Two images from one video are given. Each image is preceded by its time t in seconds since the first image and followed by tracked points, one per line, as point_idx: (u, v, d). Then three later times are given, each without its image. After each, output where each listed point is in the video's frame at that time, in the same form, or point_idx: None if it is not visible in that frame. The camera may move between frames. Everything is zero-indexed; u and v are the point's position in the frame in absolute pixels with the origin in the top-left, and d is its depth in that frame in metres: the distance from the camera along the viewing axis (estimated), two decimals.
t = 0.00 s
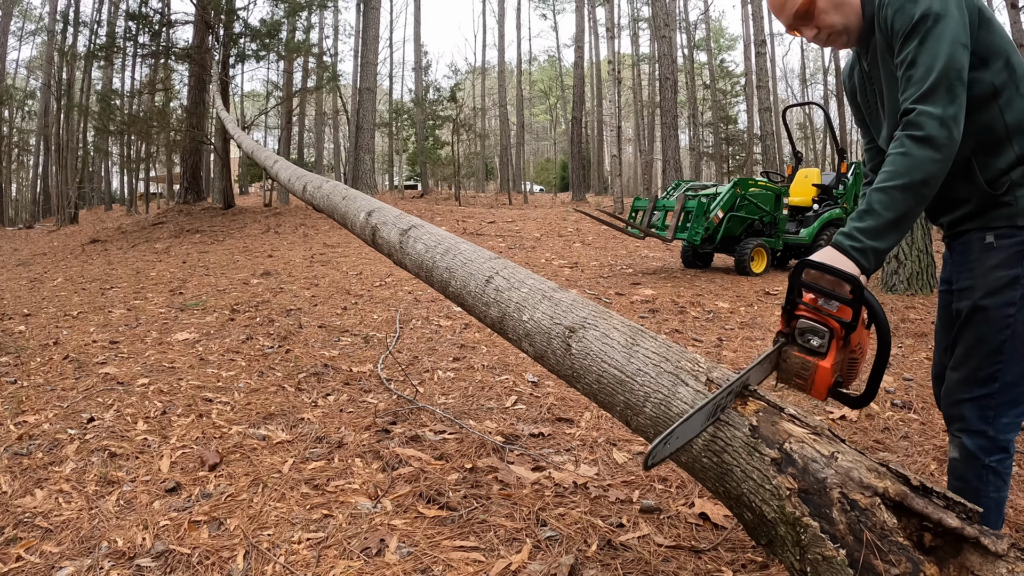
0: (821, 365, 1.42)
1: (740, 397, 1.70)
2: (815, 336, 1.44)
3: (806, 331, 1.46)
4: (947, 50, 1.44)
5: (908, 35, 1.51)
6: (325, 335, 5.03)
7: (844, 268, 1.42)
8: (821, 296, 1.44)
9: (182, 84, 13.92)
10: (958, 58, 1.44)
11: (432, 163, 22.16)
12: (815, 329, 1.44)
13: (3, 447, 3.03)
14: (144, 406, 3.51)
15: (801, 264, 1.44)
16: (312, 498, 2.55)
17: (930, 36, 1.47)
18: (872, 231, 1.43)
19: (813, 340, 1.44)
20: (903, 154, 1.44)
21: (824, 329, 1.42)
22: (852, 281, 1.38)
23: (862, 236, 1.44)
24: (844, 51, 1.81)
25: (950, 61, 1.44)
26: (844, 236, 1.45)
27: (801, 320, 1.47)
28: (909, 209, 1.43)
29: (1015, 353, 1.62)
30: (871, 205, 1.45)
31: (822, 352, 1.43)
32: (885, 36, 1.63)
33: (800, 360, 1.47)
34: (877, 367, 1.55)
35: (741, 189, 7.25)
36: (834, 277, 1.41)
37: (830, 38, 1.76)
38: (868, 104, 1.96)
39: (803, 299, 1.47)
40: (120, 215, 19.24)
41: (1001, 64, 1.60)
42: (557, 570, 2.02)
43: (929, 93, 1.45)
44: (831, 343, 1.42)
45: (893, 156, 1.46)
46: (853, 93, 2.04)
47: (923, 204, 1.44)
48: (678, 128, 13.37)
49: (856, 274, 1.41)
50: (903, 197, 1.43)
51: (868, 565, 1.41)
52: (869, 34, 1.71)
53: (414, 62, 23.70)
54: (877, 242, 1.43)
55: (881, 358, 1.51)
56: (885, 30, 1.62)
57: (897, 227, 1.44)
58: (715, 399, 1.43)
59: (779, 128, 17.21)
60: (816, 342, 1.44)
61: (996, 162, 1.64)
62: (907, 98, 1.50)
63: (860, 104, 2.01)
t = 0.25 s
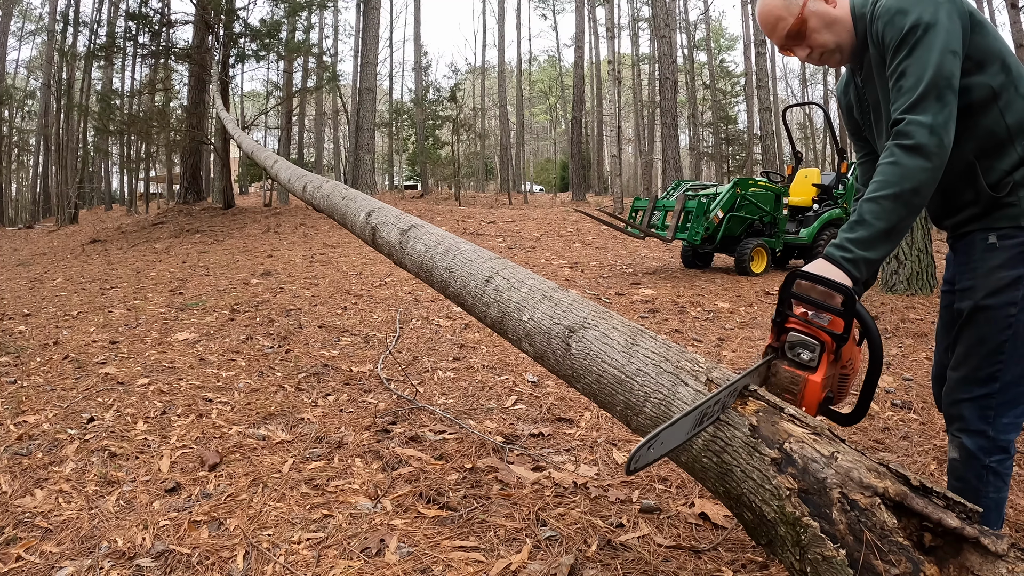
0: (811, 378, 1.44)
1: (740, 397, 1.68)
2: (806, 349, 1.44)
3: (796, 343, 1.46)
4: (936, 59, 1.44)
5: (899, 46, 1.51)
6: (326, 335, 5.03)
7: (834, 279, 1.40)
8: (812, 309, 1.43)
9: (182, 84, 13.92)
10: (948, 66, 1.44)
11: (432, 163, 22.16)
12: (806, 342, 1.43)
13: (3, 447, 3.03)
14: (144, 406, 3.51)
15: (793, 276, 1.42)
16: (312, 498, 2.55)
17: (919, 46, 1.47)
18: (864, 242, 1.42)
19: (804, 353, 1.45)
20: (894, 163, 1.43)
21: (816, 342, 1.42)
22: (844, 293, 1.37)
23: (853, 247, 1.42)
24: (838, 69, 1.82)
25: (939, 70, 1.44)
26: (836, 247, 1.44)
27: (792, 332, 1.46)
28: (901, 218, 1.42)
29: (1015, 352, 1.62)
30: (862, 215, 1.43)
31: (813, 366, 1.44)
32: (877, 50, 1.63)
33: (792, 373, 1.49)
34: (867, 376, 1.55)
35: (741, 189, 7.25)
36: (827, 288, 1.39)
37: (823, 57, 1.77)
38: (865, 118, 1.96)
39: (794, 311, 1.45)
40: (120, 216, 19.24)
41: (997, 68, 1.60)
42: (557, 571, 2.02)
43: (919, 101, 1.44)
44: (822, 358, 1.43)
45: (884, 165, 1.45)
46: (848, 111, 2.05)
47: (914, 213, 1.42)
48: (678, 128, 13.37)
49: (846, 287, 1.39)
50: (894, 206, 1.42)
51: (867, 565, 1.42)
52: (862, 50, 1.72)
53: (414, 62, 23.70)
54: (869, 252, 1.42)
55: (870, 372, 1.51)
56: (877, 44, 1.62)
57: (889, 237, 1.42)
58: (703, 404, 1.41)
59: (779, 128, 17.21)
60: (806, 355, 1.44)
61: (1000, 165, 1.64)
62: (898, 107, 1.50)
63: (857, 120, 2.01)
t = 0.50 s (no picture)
0: (808, 385, 1.48)
1: (740, 397, 1.68)
2: (803, 356, 1.46)
3: (793, 350, 1.48)
4: (930, 60, 1.44)
5: (893, 49, 1.51)
6: (326, 335, 5.03)
7: (828, 285, 1.40)
8: (808, 315, 1.43)
9: (182, 84, 13.92)
10: (942, 68, 1.43)
11: (432, 163, 22.18)
12: (803, 348, 1.45)
13: (3, 447, 3.03)
14: (144, 406, 3.51)
15: (790, 282, 1.43)
16: (312, 498, 2.55)
17: (912, 48, 1.48)
18: (859, 246, 1.41)
19: (801, 360, 1.47)
20: (888, 166, 1.43)
21: (812, 348, 1.44)
22: (839, 299, 1.36)
23: (848, 252, 1.42)
24: (834, 75, 1.82)
25: (932, 72, 1.43)
26: (831, 252, 1.44)
27: (789, 338, 1.48)
28: (895, 221, 1.41)
29: (1014, 352, 1.62)
30: (856, 219, 1.44)
31: (809, 372, 1.47)
32: (871, 54, 1.63)
33: (789, 378, 1.52)
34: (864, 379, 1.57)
35: (741, 189, 7.25)
36: (822, 295, 1.39)
37: (820, 63, 1.77)
38: (862, 125, 1.96)
39: (791, 318, 1.47)
40: (120, 216, 19.24)
41: (994, 67, 1.60)
42: (557, 570, 2.02)
43: (912, 103, 1.44)
44: (818, 364, 1.44)
45: (878, 169, 1.45)
46: (847, 119, 2.04)
47: (909, 216, 1.42)
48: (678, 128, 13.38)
49: (842, 292, 1.40)
50: (888, 209, 1.42)
51: (867, 565, 1.42)
52: (858, 57, 1.72)
53: (414, 62, 23.70)
54: (865, 257, 1.42)
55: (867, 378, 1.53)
56: (872, 49, 1.63)
57: (884, 240, 1.42)
58: (695, 412, 1.42)
59: (779, 128, 17.22)
60: (803, 362, 1.46)
61: (1000, 164, 1.64)
62: (891, 110, 1.50)
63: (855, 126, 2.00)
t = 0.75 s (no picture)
0: (806, 386, 1.49)
1: (739, 396, 1.68)
2: (801, 356, 1.47)
3: (791, 351, 1.48)
4: (925, 56, 1.44)
5: (890, 45, 1.51)
6: (326, 335, 5.03)
7: (823, 285, 1.40)
8: (806, 316, 1.44)
9: (182, 84, 13.93)
10: (938, 64, 1.43)
11: (432, 163, 22.17)
12: (801, 349, 1.46)
13: (3, 447, 3.03)
14: (144, 406, 3.51)
15: (784, 283, 1.43)
16: (312, 498, 2.55)
17: (909, 44, 1.47)
18: (854, 244, 1.41)
19: (798, 360, 1.48)
20: (881, 162, 1.43)
21: (810, 349, 1.44)
22: (834, 300, 1.36)
23: (842, 249, 1.42)
24: (834, 71, 1.82)
25: (927, 67, 1.43)
26: (825, 250, 1.43)
27: (787, 338, 1.48)
28: (889, 218, 1.41)
29: (1013, 352, 1.62)
30: (850, 217, 1.43)
31: (808, 373, 1.48)
32: (869, 50, 1.63)
33: (787, 379, 1.53)
34: (864, 375, 1.58)
35: (741, 189, 7.25)
36: (817, 295, 1.39)
37: (819, 59, 1.77)
38: (861, 121, 1.96)
39: (787, 319, 1.47)
40: (120, 215, 19.24)
41: (993, 66, 1.60)
42: (557, 571, 2.02)
43: (905, 99, 1.44)
44: (817, 364, 1.46)
45: (871, 165, 1.45)
46: (846, 117, 2.03)
47: (903, 212, 1.42)
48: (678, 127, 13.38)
49: (837, 292, 1.40)
50: (881, 205, 1.41)
51: (868, 565, 1.42)
52: (858, 53, 1.72)
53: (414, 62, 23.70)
54: (859, 254, 1.41)
55: (866, 376, 1.55)
56: (870, 44, 1.62)
57: (878, 238, 1.41)
58: (689, 424, 1.42)
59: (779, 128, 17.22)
60: (801, 362, 1.47)
61: (998, 164, 1.64)
62: (886, 107, 1.50)
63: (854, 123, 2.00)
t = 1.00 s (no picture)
0: (806, 387, 1.49)
1: (739, 397, 1.68)
2: (801, 358, 1.46)
3: (791, 352, 1.48)
4: (925, 56, 1.44)
5: (892, 43, 1.51)
6: (326, 335, 5.03)
7: (822, 287, 1.40)
8: (806, 318, 1.44)
9: (182, 84, 13.93)
10: (938, 63, 1.43)
11: (432, 163, 22.16)
12: (801, 351, 1.46)
13: (3, 447, 3.03)
14: (144, 406, 3.51)
15: (784, 285, 1.42)
16: (312, 498, 2.55)
17: (911, 43, 1.48)
18: (853, 244, 1.41)
19: (798, 362, 1.48)
20: (879, 161, 1.43)
21: (810, 351, 1.44)
22: (834, 301, 1.36)
23: (841, 250, 1.42)
24: (835, 69, 1.82)
25: (928, 66, 1.43)
26: (825, 249, 1.43)
27: (786, 340, 1.48)
28: (888, 218, 1.41)
29: (1013, 352, 1.62)
30: (849, 217, 1.43)
31: (807, 375, 1.48)
32: (871, 48, 1.63)
33: (786, 381, 1.53)
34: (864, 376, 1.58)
35: (741, 189, 7.25)
36: (817, 297, 1.39)
37: (821, 56, 1.77)
38: (861, 119, 1.97)
39: (786, 321, 1.47)
40: (120, 216, 19.24)
41: (993, 67, 1.61)
42: (557, 570, 2.02)
43: (904, 98, 1.44)
44: (816, 366, 1.45)
45: (869, 164, 1.45)
46: (847, 115, 2.03)
47: (901, 212, 1.41)
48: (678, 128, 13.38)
49: (837, 294, 1.39)
50: (880, 205, 1.41)
51: (868, 565, 1.42)
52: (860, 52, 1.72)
53: (414, 62, 23.70)
54: (859, 254, 1.41)
55: (867, 378, 1.55)
56: (872, 43, 1.62)
57: (877, 237, 1.41)
58: (685, 431, 1.42)
59: (779, 128, 17.24)
60: (801, 364, 1.47)
61: (998, 165, 1.64)
62: (886, 105, 1.50)
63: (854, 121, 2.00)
